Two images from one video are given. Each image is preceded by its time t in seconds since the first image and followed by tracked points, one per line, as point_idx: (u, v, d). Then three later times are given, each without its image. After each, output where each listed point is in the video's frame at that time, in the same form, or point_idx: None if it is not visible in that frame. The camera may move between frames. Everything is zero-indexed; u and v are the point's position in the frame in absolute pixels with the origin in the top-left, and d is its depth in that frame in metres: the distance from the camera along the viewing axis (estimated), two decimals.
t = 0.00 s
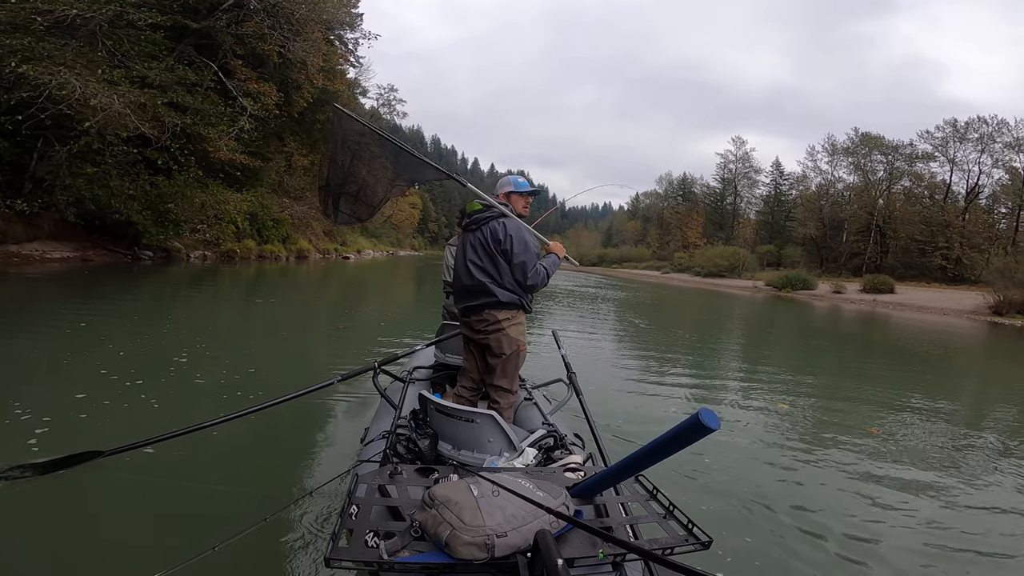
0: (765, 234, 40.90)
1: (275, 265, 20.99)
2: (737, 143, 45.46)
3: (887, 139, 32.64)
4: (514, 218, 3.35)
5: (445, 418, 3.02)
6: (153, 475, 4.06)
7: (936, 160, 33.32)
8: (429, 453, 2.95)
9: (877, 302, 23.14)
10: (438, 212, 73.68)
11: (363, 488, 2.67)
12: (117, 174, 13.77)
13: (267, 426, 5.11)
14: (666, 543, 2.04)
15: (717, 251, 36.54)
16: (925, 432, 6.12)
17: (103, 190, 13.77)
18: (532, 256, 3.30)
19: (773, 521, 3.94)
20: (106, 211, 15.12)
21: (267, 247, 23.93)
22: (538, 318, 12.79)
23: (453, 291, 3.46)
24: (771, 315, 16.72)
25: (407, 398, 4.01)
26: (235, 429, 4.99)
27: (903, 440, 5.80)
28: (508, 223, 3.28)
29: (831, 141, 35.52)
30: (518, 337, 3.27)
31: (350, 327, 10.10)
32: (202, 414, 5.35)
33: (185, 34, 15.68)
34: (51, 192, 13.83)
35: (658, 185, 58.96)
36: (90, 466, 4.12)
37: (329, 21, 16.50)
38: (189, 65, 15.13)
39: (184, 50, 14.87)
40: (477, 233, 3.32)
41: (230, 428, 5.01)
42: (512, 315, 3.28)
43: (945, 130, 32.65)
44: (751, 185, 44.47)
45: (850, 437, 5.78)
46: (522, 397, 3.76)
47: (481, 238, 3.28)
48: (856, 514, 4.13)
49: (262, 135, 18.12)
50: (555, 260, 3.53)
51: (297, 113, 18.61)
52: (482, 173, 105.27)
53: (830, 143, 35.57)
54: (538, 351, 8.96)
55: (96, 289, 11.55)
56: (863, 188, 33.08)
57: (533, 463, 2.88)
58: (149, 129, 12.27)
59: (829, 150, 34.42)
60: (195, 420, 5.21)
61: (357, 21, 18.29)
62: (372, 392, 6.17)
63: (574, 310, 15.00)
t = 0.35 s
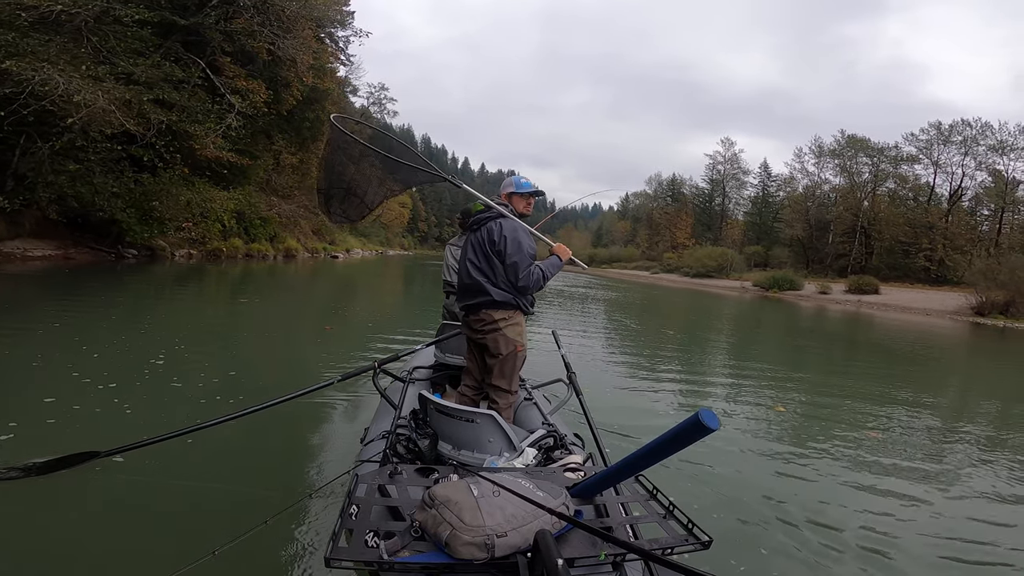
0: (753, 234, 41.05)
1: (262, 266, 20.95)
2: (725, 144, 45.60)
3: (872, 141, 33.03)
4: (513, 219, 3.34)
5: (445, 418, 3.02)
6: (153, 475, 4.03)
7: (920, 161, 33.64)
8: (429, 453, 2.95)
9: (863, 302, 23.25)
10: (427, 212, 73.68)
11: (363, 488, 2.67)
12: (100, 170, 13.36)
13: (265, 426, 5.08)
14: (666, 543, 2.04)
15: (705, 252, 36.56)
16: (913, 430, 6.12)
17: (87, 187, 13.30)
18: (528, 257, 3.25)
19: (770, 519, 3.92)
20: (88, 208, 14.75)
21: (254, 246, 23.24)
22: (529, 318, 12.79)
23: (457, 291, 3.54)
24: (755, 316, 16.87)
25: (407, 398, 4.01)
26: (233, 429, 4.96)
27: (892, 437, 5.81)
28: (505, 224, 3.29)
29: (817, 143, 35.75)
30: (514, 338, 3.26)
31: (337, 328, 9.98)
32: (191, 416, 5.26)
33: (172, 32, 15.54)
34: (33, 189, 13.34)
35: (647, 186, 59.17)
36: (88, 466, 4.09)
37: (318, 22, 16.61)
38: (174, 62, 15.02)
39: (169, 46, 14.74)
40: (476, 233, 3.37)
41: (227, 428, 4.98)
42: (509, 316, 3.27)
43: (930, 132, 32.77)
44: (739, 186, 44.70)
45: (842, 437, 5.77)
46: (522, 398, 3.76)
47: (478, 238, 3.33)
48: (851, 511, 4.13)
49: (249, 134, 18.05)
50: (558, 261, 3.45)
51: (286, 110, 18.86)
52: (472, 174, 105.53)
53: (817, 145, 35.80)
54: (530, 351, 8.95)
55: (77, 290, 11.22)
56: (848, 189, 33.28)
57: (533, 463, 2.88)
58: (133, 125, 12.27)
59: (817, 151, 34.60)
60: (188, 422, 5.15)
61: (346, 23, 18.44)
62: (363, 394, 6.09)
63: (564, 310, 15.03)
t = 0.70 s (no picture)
0: (741, 231, 41.12)
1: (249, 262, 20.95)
2: (714, 141, 45.70)
3: (858, 138, 33.16)
4: (508, 218, 3.35)
5: (445, 418, 3.02)
6: (152, 476, 4.04)
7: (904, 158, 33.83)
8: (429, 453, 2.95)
9: (849, 298, 23.30)
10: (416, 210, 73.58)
11: (363, 488, 2.67)
12: (81, 170, 13.22)
13: (264, 426, 5.08)
14: (666, 542, 2.04)
15: (694, 249, 36.53)
16: (900, 424, 6.15)
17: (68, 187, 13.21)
18: (521, 255, 3.23)
19: (767, 516, 3.91)
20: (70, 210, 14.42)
21: (241, 245, 22.84)
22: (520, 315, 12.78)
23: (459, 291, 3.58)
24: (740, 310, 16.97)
25: (407, 398, 4.01)
26: (233, 429, 4.96)
27: (879, 433, 5.79)
28: (498, 225, 3.30)
29: (804, 140, 35.85)
30: (511, 337, 3.26)
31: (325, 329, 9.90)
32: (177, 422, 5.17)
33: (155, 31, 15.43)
34: (15, 189, 13.11)
35: (636, 184, 59.28)
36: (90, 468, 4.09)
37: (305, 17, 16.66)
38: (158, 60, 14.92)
39: (153, 45, 14.62)
40: (472, 234, 3.41)
41: (228, 429, 4.97)
42: (505, 315, 3.27)
43: (914, 129, 32.81)
44: (728, 183, 44.79)
45: (835, 432, 5.78)
46: (522, 398, 3.77)
47: (473, 240, 3.37)
48: (847, 507, 4.13)
49: (235, 132, 17.96)
50: (556, 258, 3.42)
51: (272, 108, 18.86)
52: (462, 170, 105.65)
53: (803, 142, 35.90)
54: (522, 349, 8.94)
55: (60, 292, 11.01)
56: (834, 186, 33.38)
57: (534, 463, 2.88)
58: (115, 124, 12.24)
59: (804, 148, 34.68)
60: (184, 426, 5.13)
61: (333, 19, 18.53)
62: (354, 395, 6.02)
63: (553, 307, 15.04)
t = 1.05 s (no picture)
0: (730, 230, 41.14)
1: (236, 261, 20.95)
2: (704, 141, 45.77)
3: (845, 139, 33.22)
4: (506, 218, 3.34)
5: (444, 418, 3.02)
6: (154, 473, 4.02)
7: (891, 160, 33.97)
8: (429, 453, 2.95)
9: (837, 297, 23.32)
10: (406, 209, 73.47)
11: (363, 488, 2.66)
12: (65, 168, 13.13)
13: (263, 424, 5.06)
14: (666, 543, 2.04)
15: (684, 249, 36.44)
16: (893, 423, 6.19)
17: (51, 184, 13.05)
18: (517, 256, 3.22)
19: (765, 515, 3.91)
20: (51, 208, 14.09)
21: (228, 244, 22.53)
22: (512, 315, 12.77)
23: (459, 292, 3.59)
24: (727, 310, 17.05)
25: (408, 398, 4.00)
26: (234, 427, 4.95)
27: (867, 432, 5.81)
28: (494, 225, 3.30)
29: (793, 141, 35.90)
30: (509, 337, 3.25)
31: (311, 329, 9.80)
32: (170, 423, 5.13)
33: (142, 27, 15.35)
34: None
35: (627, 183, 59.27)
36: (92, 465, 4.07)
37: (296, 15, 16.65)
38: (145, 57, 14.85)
39: (139, 41, 14.52)
40: (472, 235, 3.42)
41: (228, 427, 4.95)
42: (503, 316, 3.27)
43: (901, 130, 32.86)
44: (718, 183, 44.81)
45: (831, 431, 5.81)
46: (522, 398, 3.77)
47: (471, 240, 3.38)
48: (846, 507, 4.14)
49: (223, 130, 17.91)
50: (554, 259, 3.40)
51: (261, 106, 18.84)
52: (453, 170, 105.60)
53: (792, 143, 35.94)
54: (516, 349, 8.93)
55: (43, 292, 10.81)
56: (822, 186, 33.41)
57: (533, 463, 2.87)
58: (100, 121, 12.20)
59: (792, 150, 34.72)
60: (180, 426, 5.10)
61: (324, 17, 18.58)
62: (344, 394, 5.96)
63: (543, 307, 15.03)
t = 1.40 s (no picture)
0: (719, 232, 41.19)
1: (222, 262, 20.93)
2: (695, 143, 45.89)
3: (832, 142, 33.22)
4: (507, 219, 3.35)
5: (445, 418, 3.02)
6: (152, 475, 4.02)
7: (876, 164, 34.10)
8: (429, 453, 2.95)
9: (824, 299, 23.38)
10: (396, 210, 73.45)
11: (363, 488, 2.66)
12: (47, 164, 12.92)
13: (260, 424, 5.06)
14: (666, 543, 2.04)
15: (674, 249, 36.41)
16: (887, 423, 6.23)
17: (34, 180, 12.79)
18: (520, 256, 3.23)
19: (762, 514, 3.92)
20: (33, 204, 13.93)
21: (215, 243, 22.52)
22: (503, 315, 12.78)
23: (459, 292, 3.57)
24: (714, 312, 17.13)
25: (408, 398, 4.00)
26: (231, 428, 4.95)
27: (863, 432, 5.83)
28: (496, 225, 3.30)
29: (781, 145, 36.00)
30: (512, 337, 3.26)
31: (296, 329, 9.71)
32: (166, 425, 5.12)
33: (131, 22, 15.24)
34: None
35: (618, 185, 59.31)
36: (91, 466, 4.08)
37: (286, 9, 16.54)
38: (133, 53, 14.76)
39: (127, 36, 14.41)
40: (472, 234, 3.41)
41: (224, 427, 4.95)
42: (506, 315, 3.27)
43: (888, 134, 32.89)
44: (707, 185, 44.88)
45: (827, 430, 5.83)
46: (522, 398, 3.77)
47: (472, 240, 3.37)
48: (844, 506, 4.16)
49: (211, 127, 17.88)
50: (554, 259, 3.41)
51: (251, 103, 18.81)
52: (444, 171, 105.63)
53: (780, 146, 36.03)
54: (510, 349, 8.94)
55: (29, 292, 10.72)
56: (809, 190, 33.47)
57: (533, 463, 2.88)
58: (85, 117, 12.16)
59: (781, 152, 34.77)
60: (176, 427, 5.09)
61: (316, 15, 18.57)
62: (334, 397, 5.91)
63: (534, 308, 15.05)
